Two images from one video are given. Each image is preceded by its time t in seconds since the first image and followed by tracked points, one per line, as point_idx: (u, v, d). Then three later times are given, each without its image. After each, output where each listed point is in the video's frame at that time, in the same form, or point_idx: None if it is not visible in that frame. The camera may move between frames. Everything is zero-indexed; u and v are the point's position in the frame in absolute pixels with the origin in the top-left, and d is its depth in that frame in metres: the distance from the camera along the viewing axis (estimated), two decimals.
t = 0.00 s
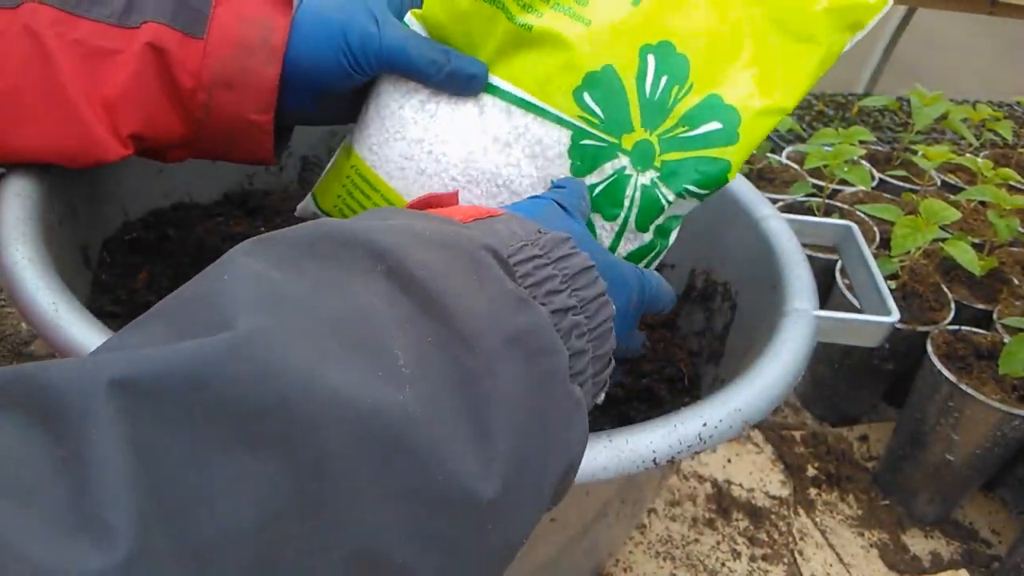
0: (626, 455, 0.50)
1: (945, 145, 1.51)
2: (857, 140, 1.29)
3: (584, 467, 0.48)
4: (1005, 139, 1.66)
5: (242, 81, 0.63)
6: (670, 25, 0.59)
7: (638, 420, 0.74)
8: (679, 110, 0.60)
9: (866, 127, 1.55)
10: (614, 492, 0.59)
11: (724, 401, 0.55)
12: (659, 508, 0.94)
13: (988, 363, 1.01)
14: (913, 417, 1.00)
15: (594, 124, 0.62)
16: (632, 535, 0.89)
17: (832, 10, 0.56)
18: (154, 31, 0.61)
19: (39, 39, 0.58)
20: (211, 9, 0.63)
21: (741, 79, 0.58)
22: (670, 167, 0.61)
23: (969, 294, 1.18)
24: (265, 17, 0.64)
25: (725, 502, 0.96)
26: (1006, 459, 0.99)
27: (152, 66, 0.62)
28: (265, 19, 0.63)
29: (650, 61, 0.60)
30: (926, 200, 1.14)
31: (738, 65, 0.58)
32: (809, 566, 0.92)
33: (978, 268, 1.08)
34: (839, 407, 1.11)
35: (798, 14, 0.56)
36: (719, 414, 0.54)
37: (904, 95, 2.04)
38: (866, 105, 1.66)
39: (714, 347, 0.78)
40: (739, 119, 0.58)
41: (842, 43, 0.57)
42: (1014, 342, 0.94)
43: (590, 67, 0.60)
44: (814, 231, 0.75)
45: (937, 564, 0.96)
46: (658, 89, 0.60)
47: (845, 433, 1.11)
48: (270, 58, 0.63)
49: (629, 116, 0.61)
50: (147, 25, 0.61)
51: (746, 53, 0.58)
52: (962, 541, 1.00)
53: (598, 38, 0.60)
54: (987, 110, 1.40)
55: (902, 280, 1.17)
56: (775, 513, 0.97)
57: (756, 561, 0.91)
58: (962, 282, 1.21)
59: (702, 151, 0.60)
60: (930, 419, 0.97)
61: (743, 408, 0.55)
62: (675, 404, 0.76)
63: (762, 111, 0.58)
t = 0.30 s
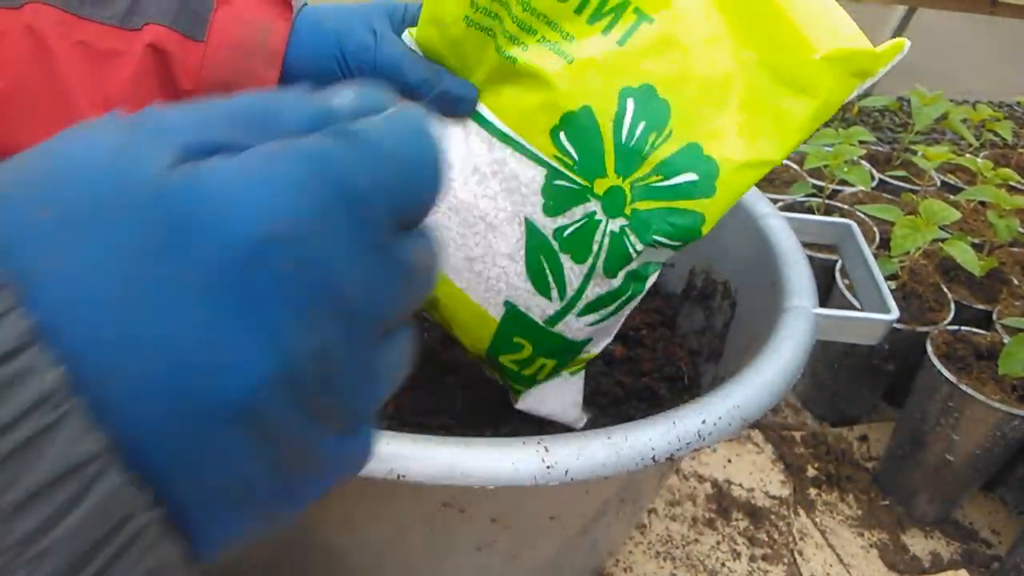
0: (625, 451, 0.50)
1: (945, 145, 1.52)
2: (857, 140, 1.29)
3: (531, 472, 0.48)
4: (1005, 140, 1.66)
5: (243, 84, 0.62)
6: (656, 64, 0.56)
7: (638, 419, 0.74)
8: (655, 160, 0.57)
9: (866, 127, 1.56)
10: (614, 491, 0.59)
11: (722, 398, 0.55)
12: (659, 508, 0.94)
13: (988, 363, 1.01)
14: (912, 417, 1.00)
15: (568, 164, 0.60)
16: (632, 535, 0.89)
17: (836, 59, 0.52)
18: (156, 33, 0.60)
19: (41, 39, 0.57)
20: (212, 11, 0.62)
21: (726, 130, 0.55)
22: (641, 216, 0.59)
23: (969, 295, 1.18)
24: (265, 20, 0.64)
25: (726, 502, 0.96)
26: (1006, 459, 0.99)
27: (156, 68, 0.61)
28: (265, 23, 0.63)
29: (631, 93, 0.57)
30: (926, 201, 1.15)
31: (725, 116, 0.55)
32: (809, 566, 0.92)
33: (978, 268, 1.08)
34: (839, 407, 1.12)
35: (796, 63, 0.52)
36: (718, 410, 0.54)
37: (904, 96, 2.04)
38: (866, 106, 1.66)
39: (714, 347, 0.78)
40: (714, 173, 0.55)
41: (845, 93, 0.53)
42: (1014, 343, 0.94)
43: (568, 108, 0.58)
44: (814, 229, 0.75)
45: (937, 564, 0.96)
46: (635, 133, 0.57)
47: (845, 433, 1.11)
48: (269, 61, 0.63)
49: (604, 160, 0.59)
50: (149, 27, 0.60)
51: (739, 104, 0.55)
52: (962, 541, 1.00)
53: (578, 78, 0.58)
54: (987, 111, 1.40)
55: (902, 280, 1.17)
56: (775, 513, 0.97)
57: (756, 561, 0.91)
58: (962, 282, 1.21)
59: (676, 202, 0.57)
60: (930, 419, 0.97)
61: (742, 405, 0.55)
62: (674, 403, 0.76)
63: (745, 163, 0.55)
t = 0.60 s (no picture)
0: (626, 452, 0.50)
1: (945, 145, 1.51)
2: (857, 140, 1.29)
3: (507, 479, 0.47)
4: (1005, 139, 1.66)
5: (242, 99, 0.64)
6: (601, 177, 0.53)
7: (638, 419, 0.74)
8: (587, 272, 0.54)
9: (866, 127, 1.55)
10: (614, 492, 0.59)
11: (723, 400, 0.55)
12: (659, 508, 0.94)
13: (988, 362, 1.01)
14: (912, 417, 1.00)
15: (511, 261, 0.59)
16: (632, 535, 0.89)
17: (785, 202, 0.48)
18: (160, 45, 0.61)
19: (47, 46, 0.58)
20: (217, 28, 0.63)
21: (665, 253, 0.52)
22: (569, 324, 0.56)
23: (969, 294, 1.18)
24: (267, 40, 0.65)
25: (726, 502, 0.96)
26: (1006, 459, 0.99)
27: (158, 82, 0.62)
28: (266, 42, 0.64)
29: (571, 204, 0.55)
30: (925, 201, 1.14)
31: (665, 241, 0.52)
32: (809, 567, 0.92)
33: (978, 269, 1.08)
34: (840, 407, 1.12)
35: (745, 200, 0.49)
36: (719, 412, 0.54)
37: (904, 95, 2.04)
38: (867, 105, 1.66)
39: (714, 347, 0.78)
40: (645, 296, 0.53)
41: (798, 234, 0.49)
42: (1014, 343, 0.94)
43: (517, 204, 0.57)
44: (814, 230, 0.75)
45: (937, 564, 0.96)
46: (573, 244, 0.55)
47: (846, 433, 1.11)
48: (270, 80, 0.64)
49: (541, 267, 0.57)
50: (153, 38, 0.61)
51: (683, 228, 0.51)
52: (962, 541, 1.00)
53: (531, 177, 0.56)
54: (987, 110, 1.40)
55: (902, 279, 1.17)
56: (775, 513, 0.97)
57: (756, 562, 0.91)
58: (962, 282, 1.21)
59: (606, 320, 0.54)
60: (930, 419, 0.97)
61: (742, 407, 0.55)
62: (675, 403, 0.76)
63: (679, 294, 0.52)
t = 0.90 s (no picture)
0: (629, 456, 0.50)
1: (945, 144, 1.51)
2: (857, 140, 1.29)
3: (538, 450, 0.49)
4: (1005, 139, 1.66)
5: (224, 31, 0.57)
6: (626, 164, 0.56)
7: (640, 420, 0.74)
8: (616, 254, 0.57)
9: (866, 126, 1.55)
10: (616, 493, 0.59)
11: (725, 403, 0.55)
12: (659, 508, 0.94)
13: (988, 362, 1.01)
14: (913, 417, 0.99)
15: (535, 250, 0.60)
16: (632, 535, 0.89)
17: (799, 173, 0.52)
18: None
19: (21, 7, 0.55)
20: None
21: (691, 229, 0.55)
22: (602, 304, 0.57)
23: (969, 294, 1.18)
24: None
25: (726, 502, 0.96)
26: (1006, 459, 0.99)
27: (137, 27, 0.57)
28: None
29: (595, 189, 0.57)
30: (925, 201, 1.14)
31: (689, 220, 0.55)
32: (809, 567, 0.92)
33: (977, 270, 1.07)
34: (840, 407, 1.12)
35: (762, 175, 0.52)
36: (721, 415, 0.54)
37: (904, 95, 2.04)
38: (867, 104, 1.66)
39: (715, 349, 0.78)
40: (673, 273, 0.55)
41: (810, 207, 0.53)
42: (1014, 343, 0.94)
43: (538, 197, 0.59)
44: (815, 233, 0.75)
45: (937, 563, 0.96)
46: (602, 225, 0.57)
47: (846, 433, 1.11)
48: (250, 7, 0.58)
49: (570, 252, 0.58)
50: None
51: (702, 205, 0.55)
52: (961, 541, 1.00)
53: (551, 169, 0.59)
54: (987, 110, 1.40)
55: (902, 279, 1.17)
56: (775, 513, 0.96)
57: (756, 562, 0.91)
58: (961, 281, 1.21)
59: (636, 296, 0.56)
60: (930, 419, 0.97)
61: (745, 410, 0.55)
62: (675, 404, 0.76)
63: (707, 267, 0.55)
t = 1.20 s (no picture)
0: (629, 456, 0.50)
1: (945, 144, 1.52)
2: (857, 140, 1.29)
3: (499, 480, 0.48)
4: (1005, 139, 1.66)
5: None
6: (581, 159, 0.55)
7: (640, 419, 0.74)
8: (575, 249, 0.56)
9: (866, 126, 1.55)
10: (615, 493, 0.59)
11: (725, 403, 0.55)
12: (659, 508, 0.94)
13: (988, 362, 1.01)
14: (913, 417, 0.99)
15: (495, 249, 0.60)
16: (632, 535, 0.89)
17: (759, 159, 0.49)
18: None
19: None
20: None
21: (649, 220, 0.53)
22: (560, 304, 0.57)
23: (969, 294, 1.18)
24: None
25: (726, 502, 0.96)
26: (1006, 459, 0.99)
27: None
28: None
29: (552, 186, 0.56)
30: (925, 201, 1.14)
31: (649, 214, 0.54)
32: (809, 567, 0.92)
33: (978, 269, 1.07)
34: (840, 407, 1.12)
35: (717, 164, 0.51)
36: (721, 415, 0.54)
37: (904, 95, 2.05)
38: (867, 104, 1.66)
39: (715, 349, 0.78)
40: (632, 269, 0.54)
41: (773, 192, 0.50)
42: (1014, 343, 0.94)
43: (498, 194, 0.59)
44: (815, 233, 0.75)
45: (937, 563, 0.96)
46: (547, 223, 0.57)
47: (846, 433, 1.11)
48: None
49: (528, 253, 0.59)
50: None
51: (659, 195, 0.53)
52: (961, 541, 1.00)
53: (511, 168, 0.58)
54: (987, 110, 1.40)
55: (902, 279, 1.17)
56: (775, 513, 0.96)
57: (756, 562, 0.91)
58: (961, 281, 1.21)
59: (592, 294, 0.56)
60: (930, 419, 0.97)
61: (745, 411, 0.55)
62: (675, 404, 0.76)
63: (664, 260, 0.54)
